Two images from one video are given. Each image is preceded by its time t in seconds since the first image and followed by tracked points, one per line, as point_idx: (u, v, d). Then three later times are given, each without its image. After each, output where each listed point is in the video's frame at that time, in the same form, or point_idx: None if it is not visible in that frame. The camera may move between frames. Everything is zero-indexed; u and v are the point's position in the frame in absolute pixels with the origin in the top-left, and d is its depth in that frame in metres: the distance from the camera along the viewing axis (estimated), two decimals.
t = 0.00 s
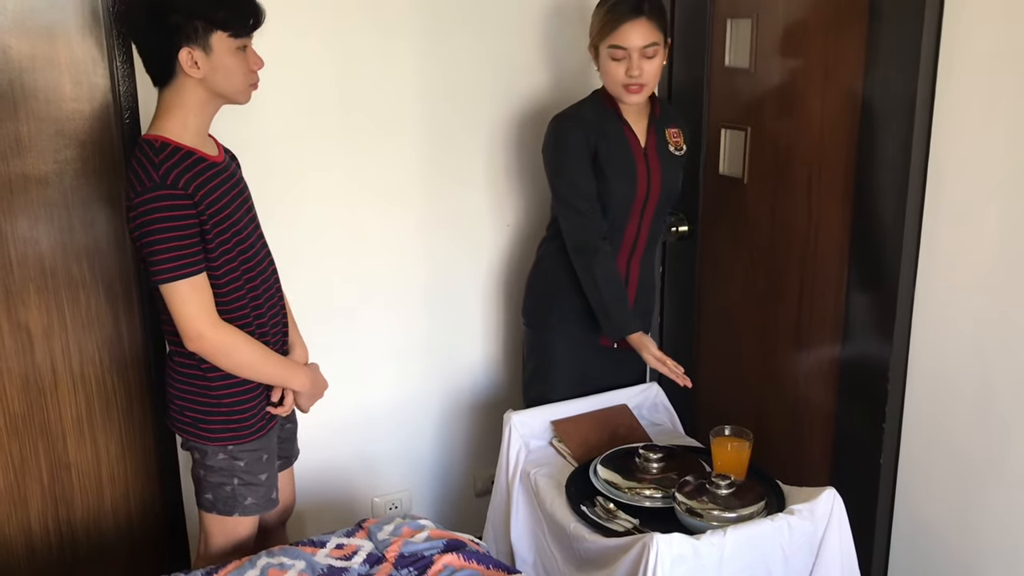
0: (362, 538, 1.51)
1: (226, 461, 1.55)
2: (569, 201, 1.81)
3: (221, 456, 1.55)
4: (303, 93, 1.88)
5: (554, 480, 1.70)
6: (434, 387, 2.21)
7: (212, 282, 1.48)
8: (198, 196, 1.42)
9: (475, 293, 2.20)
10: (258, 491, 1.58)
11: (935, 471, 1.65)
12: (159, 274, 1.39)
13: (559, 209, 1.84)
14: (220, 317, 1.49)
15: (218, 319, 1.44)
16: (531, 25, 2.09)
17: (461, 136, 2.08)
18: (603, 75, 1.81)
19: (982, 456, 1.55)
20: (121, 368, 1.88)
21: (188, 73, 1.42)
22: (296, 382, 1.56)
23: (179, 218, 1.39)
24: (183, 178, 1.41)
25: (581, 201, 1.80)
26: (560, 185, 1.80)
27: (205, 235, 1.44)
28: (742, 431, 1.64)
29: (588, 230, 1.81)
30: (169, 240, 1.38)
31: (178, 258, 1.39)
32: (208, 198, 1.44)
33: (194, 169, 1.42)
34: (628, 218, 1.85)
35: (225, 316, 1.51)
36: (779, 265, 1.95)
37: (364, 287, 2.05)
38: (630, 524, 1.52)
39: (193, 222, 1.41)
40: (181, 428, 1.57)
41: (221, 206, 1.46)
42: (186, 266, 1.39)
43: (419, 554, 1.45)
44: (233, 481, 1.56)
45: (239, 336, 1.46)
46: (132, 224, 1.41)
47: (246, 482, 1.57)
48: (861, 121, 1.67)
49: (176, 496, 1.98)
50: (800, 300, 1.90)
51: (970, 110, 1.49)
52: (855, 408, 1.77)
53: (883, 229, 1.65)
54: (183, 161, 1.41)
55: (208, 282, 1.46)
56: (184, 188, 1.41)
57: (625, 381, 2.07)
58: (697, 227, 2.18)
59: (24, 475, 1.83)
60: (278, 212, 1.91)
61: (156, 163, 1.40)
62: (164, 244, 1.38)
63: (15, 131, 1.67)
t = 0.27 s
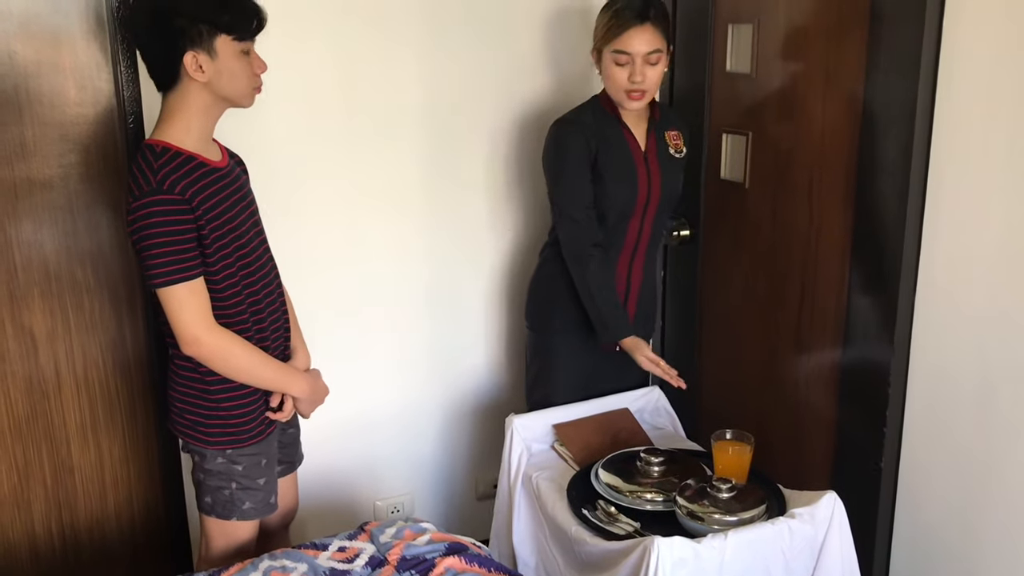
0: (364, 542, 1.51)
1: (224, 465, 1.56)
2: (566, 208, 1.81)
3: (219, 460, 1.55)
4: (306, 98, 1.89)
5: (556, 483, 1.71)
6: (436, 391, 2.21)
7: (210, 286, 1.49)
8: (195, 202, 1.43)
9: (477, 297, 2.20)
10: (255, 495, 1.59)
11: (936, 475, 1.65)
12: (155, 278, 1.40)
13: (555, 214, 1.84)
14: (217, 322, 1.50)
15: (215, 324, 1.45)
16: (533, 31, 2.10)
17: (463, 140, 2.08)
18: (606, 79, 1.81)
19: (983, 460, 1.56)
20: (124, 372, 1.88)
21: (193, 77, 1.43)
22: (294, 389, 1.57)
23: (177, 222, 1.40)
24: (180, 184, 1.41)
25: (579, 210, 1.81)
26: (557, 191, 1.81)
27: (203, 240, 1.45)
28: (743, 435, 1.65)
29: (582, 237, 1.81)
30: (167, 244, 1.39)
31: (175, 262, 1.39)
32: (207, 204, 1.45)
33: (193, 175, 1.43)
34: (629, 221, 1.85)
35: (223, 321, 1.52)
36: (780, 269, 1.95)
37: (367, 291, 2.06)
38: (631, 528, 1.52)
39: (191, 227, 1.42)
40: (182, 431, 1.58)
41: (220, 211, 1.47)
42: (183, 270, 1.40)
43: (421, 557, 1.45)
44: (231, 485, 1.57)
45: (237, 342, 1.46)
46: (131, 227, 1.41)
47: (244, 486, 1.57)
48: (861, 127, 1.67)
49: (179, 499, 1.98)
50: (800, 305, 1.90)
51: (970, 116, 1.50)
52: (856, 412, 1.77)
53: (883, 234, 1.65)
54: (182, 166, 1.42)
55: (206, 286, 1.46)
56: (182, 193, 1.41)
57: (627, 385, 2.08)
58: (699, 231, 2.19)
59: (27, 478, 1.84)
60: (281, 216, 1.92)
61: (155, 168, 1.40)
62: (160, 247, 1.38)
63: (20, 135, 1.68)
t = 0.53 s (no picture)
0: (367, 545, 1.52)
1: (224, 470, 1.56)
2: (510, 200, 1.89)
3: (219, 464, 1.56)
4: (311, 104, 1.90)
5: (558, 488, 1.72)
6: (439, 395, 2.22)
7: (210, 290, 1.49)
8: (195, 207, 1.43)
9: (481, 302, 2.21)
10: (256, 500, 1.59)
11: (937, 480, 1.66)
12: (155, 281, 1.40)
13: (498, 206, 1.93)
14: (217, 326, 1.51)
15: (213, 328, 1.45)
16: (536, 37, 2.11)
17: (466, 146, 2.09)
18: (609, 82, 1.83)
19: (984, 465, 1.56)
20: (127, 376, 1.89)
21: (187, 82, 1.44)
22: (293, 394, 1.58)
23: (177, 227, 1.40)
24: (180, 188, 1.42)
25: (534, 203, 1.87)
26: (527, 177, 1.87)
27: (203, 246, 1.45)
28: (745, 440, 1.65)
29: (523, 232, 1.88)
30: (167, 248, 1.39)
31: (174, 266, 1.40)
32: (207, 210, 1.45)
33: (194, 180, 1.44)
34: (619, 222, 1.87)
35: (223, 326, 1.53)
36: (782, 275, 1.96)
37: (370, 295, 2.07)
38: (633, 532, 1.53)
39: (191, 232, 1.43)
40: (183, 435, 1.59)
41: (221, 217, 1.48)
42: (182, 274, 1.41)
43: (423, 561, 1.46)
44: (231, 490, 1.57)
45: (235, 346, 1.47)
46: (131, 230, 1.42)
47: (244, 491, 1.58)
48: (862, 132, 1.68)
49: (182, 503, 1.99)
50: (801, 310, 1.91)
51: (971, 122, 1.51)
52: (857, 417, 1.78)
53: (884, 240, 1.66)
54: (182, 171, 1.43)
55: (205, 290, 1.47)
56: (182, 199, 1.42)
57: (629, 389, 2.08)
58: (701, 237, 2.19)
59: (31, 482, 1.85)
60: (285, 221, 1.93)
61: (155, 172, 1.41)
62: (160, 250, 1.39)
63: (26, 140, 1.69)
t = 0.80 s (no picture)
0: (369, 549, 1.53)
1: (228, 474, 1.57)
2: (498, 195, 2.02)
3: (224, 468, 1.57)
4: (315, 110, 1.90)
5: (560, 493, 1.72)
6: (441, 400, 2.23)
7: (215, 295, 1.50)
8: (200, 212, 1.44)
9: (483, 307, 2.22)
10: (259, 505, 1.60)
11: (938, 486, 1.66)
12: (159, 286, 1.41)
13: (494, 200, 2.07)
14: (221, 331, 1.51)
15: (218, 332, 1.46)
16: (539, 44, 2.13)
17: (469, 152, 2.11)
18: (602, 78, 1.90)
19: (986, 471, 1.56)
20: (130, 380, 1.90)
21: (194, 87, 1.45)
22: (297, 398, 1.58)
23: (182, 232, 1.41)
24: (186, 194, 1.43)
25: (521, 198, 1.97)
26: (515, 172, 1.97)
27: (208, 250, 1.46)
28: (746, 446, 1.66)
29: (511, 222, 2.01)
30: (171, 252, 1.40)
31: (179, 271, 1.41)
32: (212, 216, 1.46)
33: (198, 186, 1.45)
34: (609, 224, 1.92)
35: (227, 331, 1.53)
36: (783, 280, 1.96)
37: (373, 300, 2.07)
38: (635, 537, 1.53)
39: (195, 237, 1.43)
40: (187, 439, 1.59)
41: (226, 223, 1.48)
42: (187, 279, 1.41)
43: (425, 565, 1.47)
44: (235, 494, 1.58)
45: (240, 351, 1.48)
46: (137, 236, 1.43)
47: (248, 495, 1.59)
48: (863, 139, 1.69)
49: (185, 506, 2.00)
50: (803, 317, 1.92)
51: (974, 130, 1.51)
52: (858, 424, 1.78)
53: (885, 247, 1.67)
54: (188, 176, 1.44)
55: (211, 295, 1.48)
56: (187, 204, 1.43)
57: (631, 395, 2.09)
58: (703, 242, 2.21)
59: (35, 486, 1.85)
60: (289, 227, 1.94)
61: (161, 178, 1.42)
62: (166, 255, 1.40)
63: (31, 145, 1.70)
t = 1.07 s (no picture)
0: (370, 554, 1.53)
1: (232, 478, 1.57)
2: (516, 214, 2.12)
3: (227, 472, 1.57)
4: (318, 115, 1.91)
5: (561, 498, 1.72)
6: (442, 405, 2.23)
7: (220, 300, 1.51)
8: (206, 216, 1.44)
9: (485, 312, 2.22)
10: (262, 508, 1.60)
11: (938, 493, 1.65)
12: (166, 290, 1.42)
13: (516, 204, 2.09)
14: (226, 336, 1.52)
15: (223, 336, 1.46)
16: (542, 50, 2.13)
17: (471, 158, 2.11)
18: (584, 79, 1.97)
19: (986, 478, 1.55)
20: (131, 383, 1.90)
21: (203, 92, 1.45)
22: (300, 402, 1.58)
23: (188, 237, 1.42)
24: (193, 199, 1.43)
25: (525, 220, 2.08)
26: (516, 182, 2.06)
27: (214, 255, 1.47)
28: (747, 451, 1.66)
29: (524, 227, 2.09)
30: (176, 256, 1.40)
31: (185, 276, 1.41)
32: (217, 220, 1.46)
33: (204, 190, 1.45)
34: (593, 226, 1.97)
35: (231, 335, 1.54)
36: (785, 285, 1.97)
37: (375, 304, 2.08)
38: (636, 542, 1.53)
39: (201, 241, 1.44)
40: (190, 443, 1.60)
41: (231, 227, 1.49)
42: (192, 284, 1.42)
43: (426, 570, 1.47)
44: (238, 498, 1.58)
45: (245, 355, 1.48)
46: (142, 241, 1.43)
47: (250, 499, 1.59)
48: (865, 146, 1.69)
49: (187, 509, 2.01)
50: (804, 323, 1.92)
51: (975, 135, 1.51)
52: (860, 430, 1.78)
53: (886, 254, 1.67)
54: (193, 180, 1.44)
55: (216, 300, 1.48)
56: (193, 208, 1.43)
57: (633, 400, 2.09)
58: (704, 248, 2.21)
59: (37, 489, 1.85)
60: (291, 232, 1.94)
61: (167, 183, 1.42)
62: (172, 259, 1.40)
63: (34, 149, 1.71)
